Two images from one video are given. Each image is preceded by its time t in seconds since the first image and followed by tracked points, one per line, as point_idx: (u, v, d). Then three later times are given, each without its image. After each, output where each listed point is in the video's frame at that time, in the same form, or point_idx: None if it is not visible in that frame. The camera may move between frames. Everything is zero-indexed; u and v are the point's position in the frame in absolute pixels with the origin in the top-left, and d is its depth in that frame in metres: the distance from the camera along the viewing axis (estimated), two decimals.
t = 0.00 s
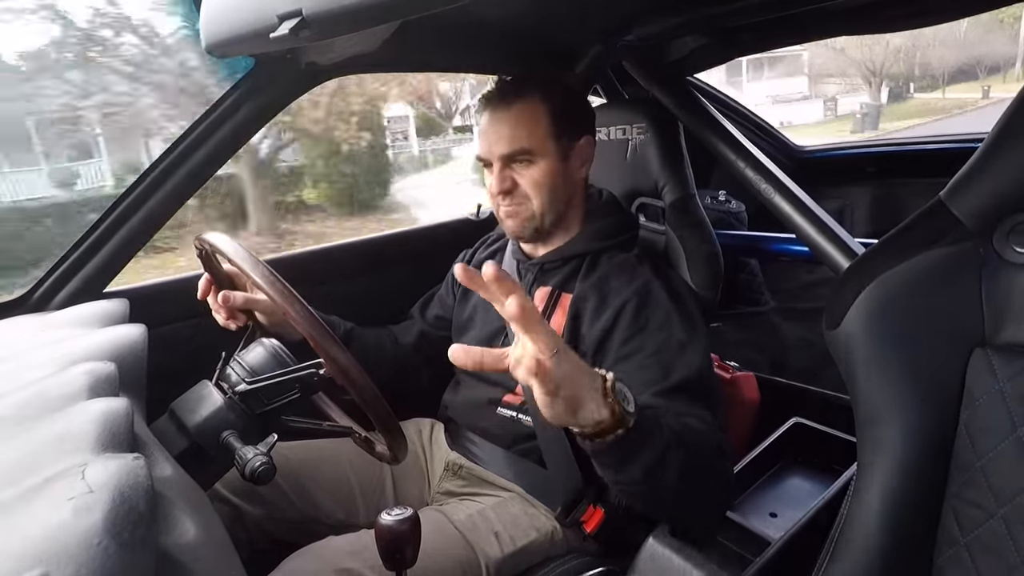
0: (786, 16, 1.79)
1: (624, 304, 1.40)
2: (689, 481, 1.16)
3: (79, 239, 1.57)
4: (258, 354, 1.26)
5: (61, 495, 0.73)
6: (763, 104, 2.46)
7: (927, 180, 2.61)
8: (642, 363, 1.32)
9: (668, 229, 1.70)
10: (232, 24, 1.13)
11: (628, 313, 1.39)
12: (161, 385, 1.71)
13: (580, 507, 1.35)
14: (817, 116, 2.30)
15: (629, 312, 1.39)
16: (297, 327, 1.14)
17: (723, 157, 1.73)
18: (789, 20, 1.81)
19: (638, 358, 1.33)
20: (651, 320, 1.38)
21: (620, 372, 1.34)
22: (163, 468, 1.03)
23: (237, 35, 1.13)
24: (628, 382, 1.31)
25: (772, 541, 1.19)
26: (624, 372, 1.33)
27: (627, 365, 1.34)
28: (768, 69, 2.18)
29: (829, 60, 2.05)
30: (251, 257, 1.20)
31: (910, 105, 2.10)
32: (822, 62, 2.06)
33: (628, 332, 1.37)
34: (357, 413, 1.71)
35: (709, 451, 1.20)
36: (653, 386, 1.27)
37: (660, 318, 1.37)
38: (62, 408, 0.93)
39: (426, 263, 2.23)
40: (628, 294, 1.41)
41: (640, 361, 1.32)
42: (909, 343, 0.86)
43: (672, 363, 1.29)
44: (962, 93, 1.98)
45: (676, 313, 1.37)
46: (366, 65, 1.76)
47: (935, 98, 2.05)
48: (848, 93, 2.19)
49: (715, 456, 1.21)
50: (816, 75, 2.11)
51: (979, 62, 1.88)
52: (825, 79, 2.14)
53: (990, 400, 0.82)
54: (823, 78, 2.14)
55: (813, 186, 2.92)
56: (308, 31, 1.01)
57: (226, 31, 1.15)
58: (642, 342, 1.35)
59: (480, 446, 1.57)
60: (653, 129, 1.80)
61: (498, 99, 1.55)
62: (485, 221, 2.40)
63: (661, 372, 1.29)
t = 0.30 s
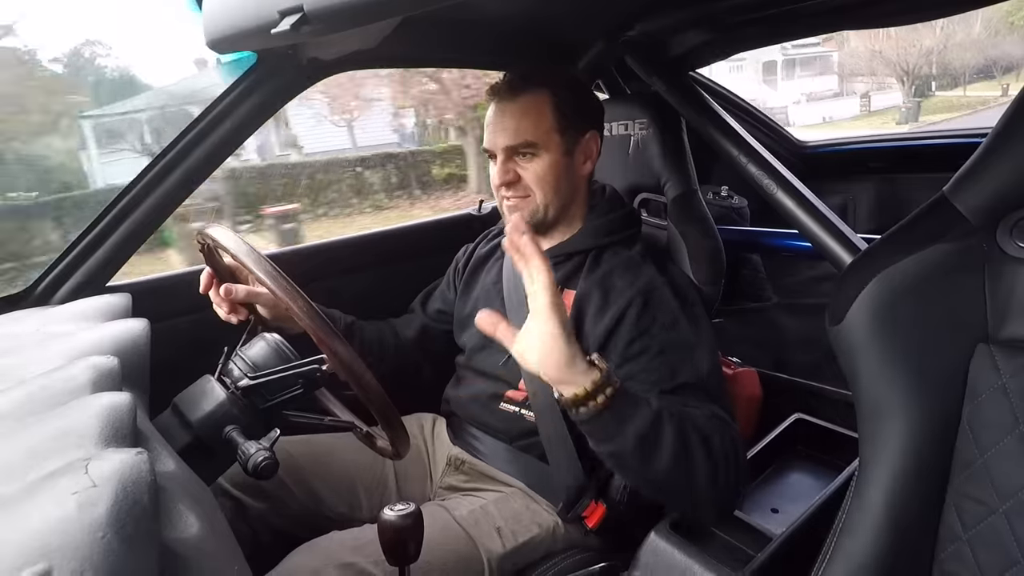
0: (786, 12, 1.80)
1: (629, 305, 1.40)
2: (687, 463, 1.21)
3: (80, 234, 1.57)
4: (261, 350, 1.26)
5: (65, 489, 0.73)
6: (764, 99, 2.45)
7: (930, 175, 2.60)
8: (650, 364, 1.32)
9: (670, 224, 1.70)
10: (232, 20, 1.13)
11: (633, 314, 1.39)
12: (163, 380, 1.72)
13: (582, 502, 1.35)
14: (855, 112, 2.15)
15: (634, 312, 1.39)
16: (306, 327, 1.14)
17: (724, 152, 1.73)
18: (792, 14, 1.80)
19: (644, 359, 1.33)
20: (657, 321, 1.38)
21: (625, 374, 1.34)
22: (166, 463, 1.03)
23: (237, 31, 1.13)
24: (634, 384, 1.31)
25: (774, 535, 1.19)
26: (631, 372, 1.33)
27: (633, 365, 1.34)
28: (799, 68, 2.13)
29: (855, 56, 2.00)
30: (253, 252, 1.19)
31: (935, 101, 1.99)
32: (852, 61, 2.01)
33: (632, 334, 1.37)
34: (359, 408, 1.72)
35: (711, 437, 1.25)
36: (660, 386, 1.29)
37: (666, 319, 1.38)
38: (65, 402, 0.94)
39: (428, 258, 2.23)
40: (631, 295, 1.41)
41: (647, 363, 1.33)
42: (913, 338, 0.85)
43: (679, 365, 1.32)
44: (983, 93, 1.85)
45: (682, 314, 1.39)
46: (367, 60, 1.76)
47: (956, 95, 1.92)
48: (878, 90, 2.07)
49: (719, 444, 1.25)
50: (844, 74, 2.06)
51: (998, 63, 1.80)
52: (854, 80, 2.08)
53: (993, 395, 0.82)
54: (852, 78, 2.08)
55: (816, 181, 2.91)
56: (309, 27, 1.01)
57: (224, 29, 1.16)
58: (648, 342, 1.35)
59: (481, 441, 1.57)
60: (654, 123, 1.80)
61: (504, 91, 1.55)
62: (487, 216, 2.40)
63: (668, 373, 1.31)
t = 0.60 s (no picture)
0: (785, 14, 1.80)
1: (628, 309, 1.40)
2: (689, 495, 1.17)
3: (80, 235, 1.57)
4: (262, 351, 1.26)
5: (65, 490, 0.73)
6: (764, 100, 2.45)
7: (930, 176, 2.60)
8: (644, 372, 1.33)
9: (670, 225, 1.68)
10: (231, 21, 1.13)
11: (631, 319, 1.39)
12: (163, 381, 1.72)
13: (582, 504, 1.37)
14: (884, 106, 2.14)
15: (632, 316, 1.39)
16: (307, 329, 1.14)
17: (725, 153, 1.74)
18: (792, 14, 1.80)
19: (640, 365, 1.34)
20: (654, 326, 1.37)
21: (620, 380, 1.36)
22: (166, 465, 1.03)
23: (237, 32, 1.13)
24: (629, 391, 1.33)
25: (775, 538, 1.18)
26: (624, 380, 1.35)
27: (627, 371, 1.35)
28: (826, 66, 2.10)
29: (881, 53, 1.97)
30: (254, 253, 1.19)
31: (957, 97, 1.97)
32: (880, 60, 1.97)
33: (629, 339, 1.37)
34: (360, 409, 1.71)
35: (709, 462, 1.20)
36: (657, 395, 1.29)
37: (662, 325, 1.37)
38: (65, 404, 0.93)
39: (428, 259, 2.23)
40: (630, 299, 1.41)
41: (640, 370, 1.33)
42: (914, 340, 0.85)
43: (673, 373, 1.31)
44: (998, 90, 1.84)
45: (677, 318, 1.38)
46: (367, 61, 1.76)
47: (973, 92, 1.90)
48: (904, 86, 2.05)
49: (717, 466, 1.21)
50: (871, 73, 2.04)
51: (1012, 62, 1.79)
52: (878, 75, 2.04)
53: (993, 397, 0.83)
54: (877, 74, 2.05)
55: (816, 183, 2.91)
56: (309, 28, 1.01)
57: (226, 31, 1.16)
58: (642, 351, 1.35)
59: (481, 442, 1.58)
60: (655, 124, 1.80)
61: (508, 88, 1.56)
62: (487, 218, 2.40)
63: (662, 382, 1.30)
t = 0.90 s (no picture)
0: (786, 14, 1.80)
1: (623, 305, 1.40)
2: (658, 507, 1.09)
3: (81, 236, 1.58)
4: (263, 353, 1.25)
5: (65, 491, 0.73)
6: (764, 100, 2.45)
7: (930, 176, 2.60)
8: (633, 367, 1.33)
9: (670, 225, 1.66)
10: (232, 21, 1.13)
11: (626, 314, 1.39)
12: (164, 381, 1.72)
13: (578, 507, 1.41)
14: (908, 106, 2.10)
15: (626, 312, 1.39)
16: (308, 330, 1.13)
17: (725, 152, 1.72)
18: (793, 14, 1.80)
19: (629, 361, 1.34)
20: (646, 325, 1.37)
21: (612, 374, 1.36)
22: (166, 466, 1.03)
23: (238, 32, 1.13)
24: (617, 385, 1.34)
25: (775, 537, 1.19)
26: (615, 374, 1.35)
27: (618, 366, 1.35)
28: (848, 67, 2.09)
29: (904, 54, 1.99)
30: (255, 254, 1.19)
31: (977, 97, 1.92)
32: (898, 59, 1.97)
33: (622, 334, 1.37)
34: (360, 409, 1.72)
35: (683, 474, 1.13)
36: (643, 387, 1.29)
37: (654, 324, 1.37)
38: (66, 404, 0.94)
39: (428, 260, 2.23)
40: (625, 296, 1.41)
41: (631, 365, 1.33)
42: (913, 340, 0.85)
43: (660, 368, 1.30)
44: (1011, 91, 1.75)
45: (670, 318, 1.37)
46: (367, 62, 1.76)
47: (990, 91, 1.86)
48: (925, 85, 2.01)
49: (695, 474, 1.15)
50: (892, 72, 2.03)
51: None
52: (900, 76, 2.04)
53: (994, 396, 0.82)
54: (899, 74, 2.04)
55: (816, 183, 2.91)
56: (310, 28, 1.01)
57: (226, 32, 1.16)
58: (632, 347, 1.35)
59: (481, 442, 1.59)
60: (656, 124, 1.80)
61: (513, 87, 1.54)
62: (487, 218, 2.40)
63: (650, 374, 1.30)
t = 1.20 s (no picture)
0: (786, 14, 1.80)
1: (611, 306, 1.41)
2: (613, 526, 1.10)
3: (81, 236, 1.58)
4: (263, 353, 1.25)
5: (64, 491, 0.73)
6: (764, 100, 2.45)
7: (929, 177, 2.61)
8: (610, 369, 1.34)
9: (670, 225, 1.56)
10: (232, 22, 1.13)
11: (612, 315, 1.39)
12: (163, 381, 1.72)
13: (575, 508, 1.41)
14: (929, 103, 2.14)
15: (612, 313, 1.39)
16: (308, 332, 1.13)
17: (724, 153, 1.71)
18: (793, 15, 1.80)
19: (608, 361, 1.35)
20: (630, 326, 1.37)
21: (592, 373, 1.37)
22: (166, 466, 1.03)
23: (238, 33, 1.13)
24: (595, 384, 1.35)
25: (774, 538, 1.20)
26: (595, 373, 1.36)
27: (597, 366, 1.37)
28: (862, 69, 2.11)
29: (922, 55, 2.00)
30: (255, 256, 1.19)
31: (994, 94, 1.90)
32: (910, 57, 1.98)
33: (606, 336, 1.38)
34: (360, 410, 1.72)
35: (632, 489, 1.15)
36: (617, 388, 1.30)
37: (639, 326, 1.37)
38: (65, 404, 0.94)
39: (428, 260, 2.23)
40: (615, 296, 1.42)
41: (609, 366, 1.34)
42: (912, 342, 0.85)
43: (639, 370, 1.31)
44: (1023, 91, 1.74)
45: (655, 322, 1.37)
46: (367, 62, 1.76)
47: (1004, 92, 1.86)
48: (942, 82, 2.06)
49: (647, 486, 1.17)
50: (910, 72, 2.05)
51: None
52: (917, 76, 2.08)
53: (993, 398, 0.82)
54: (915, 74, 2.07)
55: (816, 183, 2.91)
56: (310, 29, 1.01)
57: (227, 32, 1.16)
58: (614, 347, 1.36)
59: (481, 443, 1.59)
60: (655, 125, 1.78)
61: (511, 89, 1.54)
62: (487, 218, 2.40)
63: (626, 376, 1.31)
